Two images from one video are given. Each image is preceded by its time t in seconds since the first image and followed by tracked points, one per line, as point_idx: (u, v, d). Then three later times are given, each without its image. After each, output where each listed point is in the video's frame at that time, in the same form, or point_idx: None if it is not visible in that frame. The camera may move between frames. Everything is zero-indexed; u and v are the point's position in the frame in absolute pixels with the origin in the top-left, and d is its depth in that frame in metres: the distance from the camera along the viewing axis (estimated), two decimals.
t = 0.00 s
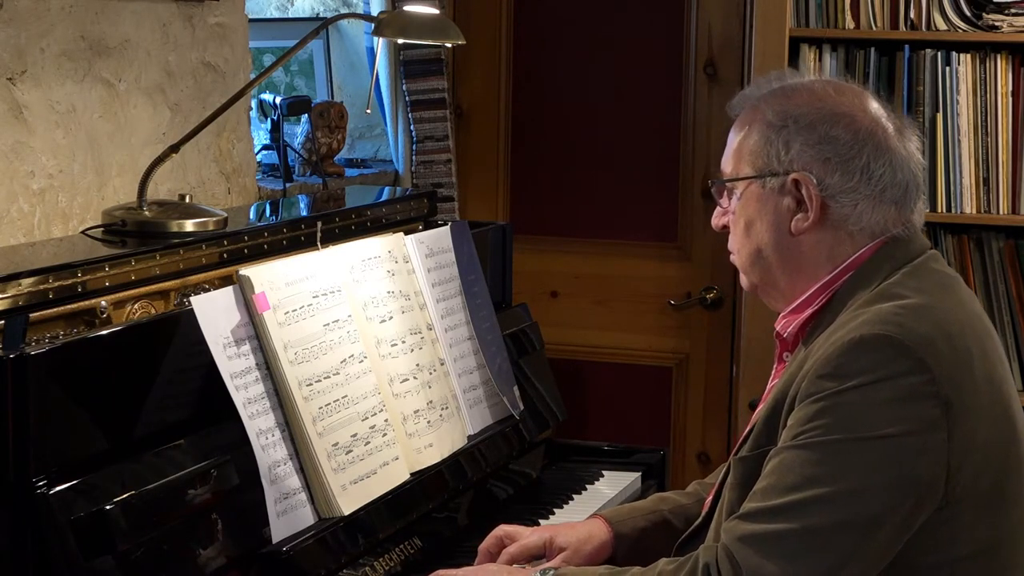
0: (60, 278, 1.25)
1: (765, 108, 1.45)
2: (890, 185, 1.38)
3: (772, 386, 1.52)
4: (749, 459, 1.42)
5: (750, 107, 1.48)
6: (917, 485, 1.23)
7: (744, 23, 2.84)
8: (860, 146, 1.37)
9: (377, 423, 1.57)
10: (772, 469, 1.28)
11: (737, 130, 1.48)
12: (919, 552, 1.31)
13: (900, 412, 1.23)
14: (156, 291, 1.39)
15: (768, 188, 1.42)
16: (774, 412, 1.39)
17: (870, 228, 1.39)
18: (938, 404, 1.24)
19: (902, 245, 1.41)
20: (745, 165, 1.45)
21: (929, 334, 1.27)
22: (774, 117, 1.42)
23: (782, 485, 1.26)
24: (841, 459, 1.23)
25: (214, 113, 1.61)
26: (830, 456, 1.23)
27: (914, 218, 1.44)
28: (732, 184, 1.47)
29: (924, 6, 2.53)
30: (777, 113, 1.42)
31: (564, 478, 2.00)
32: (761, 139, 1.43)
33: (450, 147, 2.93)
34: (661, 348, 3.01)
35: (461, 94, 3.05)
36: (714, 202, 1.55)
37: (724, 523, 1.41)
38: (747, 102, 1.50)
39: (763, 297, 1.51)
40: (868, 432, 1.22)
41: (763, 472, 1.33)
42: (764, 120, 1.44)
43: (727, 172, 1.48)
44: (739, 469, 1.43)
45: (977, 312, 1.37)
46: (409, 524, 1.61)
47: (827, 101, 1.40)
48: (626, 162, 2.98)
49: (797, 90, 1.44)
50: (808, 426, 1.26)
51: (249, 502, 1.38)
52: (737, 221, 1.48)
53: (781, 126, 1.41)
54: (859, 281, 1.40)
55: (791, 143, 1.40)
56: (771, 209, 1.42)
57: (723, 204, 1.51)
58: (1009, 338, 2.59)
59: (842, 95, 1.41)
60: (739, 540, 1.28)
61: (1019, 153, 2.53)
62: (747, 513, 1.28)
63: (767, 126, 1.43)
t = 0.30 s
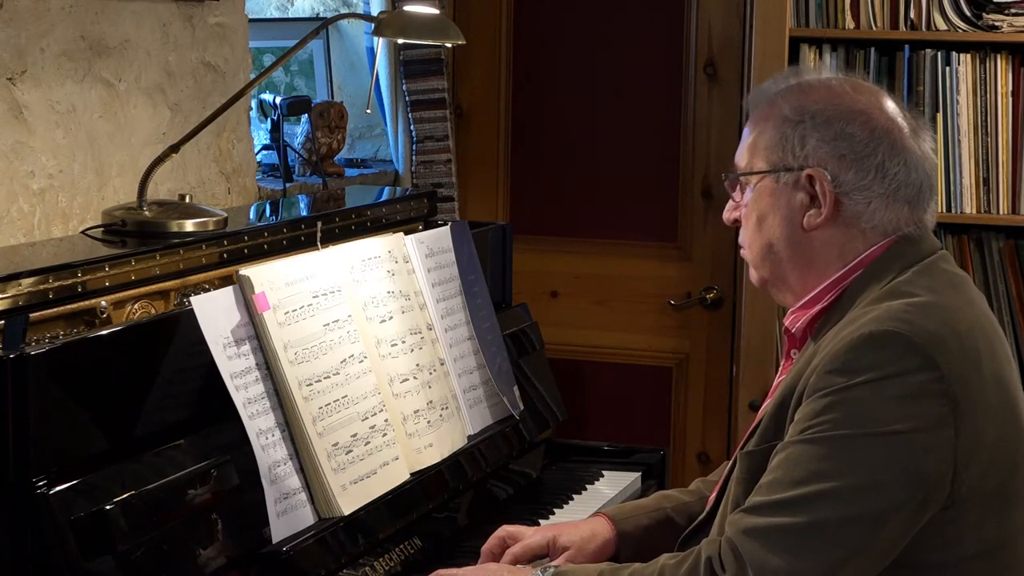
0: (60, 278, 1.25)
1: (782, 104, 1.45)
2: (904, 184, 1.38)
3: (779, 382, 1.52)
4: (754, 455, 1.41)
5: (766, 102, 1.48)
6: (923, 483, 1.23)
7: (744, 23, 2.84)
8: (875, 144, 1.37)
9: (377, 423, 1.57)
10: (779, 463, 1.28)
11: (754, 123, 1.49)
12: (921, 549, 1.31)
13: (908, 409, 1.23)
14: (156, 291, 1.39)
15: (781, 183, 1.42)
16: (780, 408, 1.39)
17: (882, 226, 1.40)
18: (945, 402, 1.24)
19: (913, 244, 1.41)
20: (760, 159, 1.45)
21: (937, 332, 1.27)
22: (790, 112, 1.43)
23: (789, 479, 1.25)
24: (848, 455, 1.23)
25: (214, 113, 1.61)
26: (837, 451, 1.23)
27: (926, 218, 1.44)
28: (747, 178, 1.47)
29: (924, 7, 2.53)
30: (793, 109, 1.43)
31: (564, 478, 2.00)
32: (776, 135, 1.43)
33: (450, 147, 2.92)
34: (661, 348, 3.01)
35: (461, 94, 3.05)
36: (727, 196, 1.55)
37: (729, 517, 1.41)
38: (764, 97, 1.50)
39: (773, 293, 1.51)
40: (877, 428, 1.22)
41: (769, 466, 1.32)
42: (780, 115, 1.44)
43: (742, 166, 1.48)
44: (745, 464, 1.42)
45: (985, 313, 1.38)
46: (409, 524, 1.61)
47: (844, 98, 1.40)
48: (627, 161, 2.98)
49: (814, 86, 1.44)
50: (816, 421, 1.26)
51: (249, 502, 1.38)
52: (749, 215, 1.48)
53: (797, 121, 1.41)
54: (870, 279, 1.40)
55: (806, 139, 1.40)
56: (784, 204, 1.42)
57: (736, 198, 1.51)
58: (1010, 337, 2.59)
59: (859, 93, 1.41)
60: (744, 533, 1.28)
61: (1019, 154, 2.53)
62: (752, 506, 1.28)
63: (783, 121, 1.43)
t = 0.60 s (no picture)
0: (60, 278, 1.25)
1: (802, 98, 1.45)
2: (921, 183, 1.38)
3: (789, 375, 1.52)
4: (763, 445, 1.42)
5: (786, 97, 1.48)
6: (929, 477, 1.24)
7: (744, 22, 2.84)
8: (895, 141, 1.37)
9: (377, 423, 1.57)
10: (787, 454, 1.28)
11: (774, 116, 1.48)
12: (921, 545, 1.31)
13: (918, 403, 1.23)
14: (156, 291, 1.39)
15: (799, 176, 1.42)
16: (790, 399, 1.40)
17: (898, 224, 1.40)
18: (955, 397, 1.25)
19: (926, 243, 1.41)
20: (778, 152, 1.45)
21: (949, 328, 1.28)
22: (811, 106, 1.42)
23: (798, 469, 1.26)
24: (857, 447, 1.23)
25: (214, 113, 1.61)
26: (847, 443, 1.24)
27: (940, 218, 1.44)
28: (765, 170, 1.46)
29: (924, 6, 2.53)
30: (813, 104, 1.42)
31: (564, 478, 2.00)
32: (796, 128, 1.43)
33: (450, 147, 2.92)
34: (661, 348, 3.01)
35: (460, 94, 3.05)
36: (742, 189, 1.55)
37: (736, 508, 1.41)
38: (784, 91, 1.50)
39: (784, 286, 1.51)
40: (886, 421, 1.23)
41: (777, 456, 1.33)
42: (800, 108, 1.44)
43: (759, 158, 1.48)
44: (753, 455, 1.43)
45: (997, 314, 1.38)
46: (409, 524, 1.61)
47: (865, 95, 1.40)
48: (628, 161, 2.97)
49: (836, 82, 1.43)
50: (826, 412, 1.26)
51: (249, 502, 1.38)
52: (764, 208, 1.48)
53: (817, 116, 1.41)
54: (883, 274, 1.40)
55: (826, 133, 1.40)
56: (801, 197, 1.42)
57: (752, 190, 1.51)
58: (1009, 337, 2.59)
59: (880, 90, 1.41)
60: (750, 522, 1.28)
61: (1019, 154, 2.53)
62: (760, 496, 1.28)
63: (803, 115, 1.43)
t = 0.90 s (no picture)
0: (60, 278, 1.25)
1: (833, 90, 1.45)
2: (944, 181, 1.38)
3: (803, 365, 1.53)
4: (775, 433, 1.42)
5: (817, 89, 1.48)
6: (939, 469, 1.24)
7: (744, 22, 2.84)
8: (922, 138, 1.37)
9: (377, 423, 1.57)
10: (798, 440, 1.30)
11: (804, 106, 1.49)
12: (925, 544, 1.31)
13: (930, 394, 1.24)
14: (156, 291, 1.39)
15: (825, 167, 1.43)
16: (802, 388, 1.40)
17: (918, 220, 1.40)
18: (967, 390, 1.25)
19: (945, 241, 1.42)
20: (805, 142, 1.46)
21: (964, 322, 1.28)
22: (841, 98, 1.43)
23: (809, 455, 1.27)
24: (867, 436, 1.24)
25: (214, 113, 1.61)
26: (858, 430, 1.25)
27: (960, 220, 1.44)
28: (790, 159, 1.48)
29: (924, 6, 2.53)
30: (844, 96, 1.43)
31: (565, 478, 2.00)
32: (825, 119, 1.44)
33: (450, 147, 2.92)
34: (661, 348, 3.01)
35: (460, 94, 3.05)
36: (767, 178, 1.56)
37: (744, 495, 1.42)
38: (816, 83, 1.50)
39: (801, 277, 1.53)
40: (897, 411, 1.24)
41: (787, 444, 1.34)
42: (830, 100, 1.44)
43: (787, 148, 1.49)
44: (763, 442, 1.43)
45: (1011, 313, 1.38)
46: (409, 524, 1.61)
47: (896, 90, 1.40)
48: (629, 161, 2.97)
49: (868, 76, 1.44)
50: (838, 401, 1.28)
51: (249, 502, 1.38)
52: (788, 197, 1.49)
53: (847, 108, 1.42)
54: (899, 270, 1.41)
55: (854, 126, 1.40)
56: (825, 188, 1.43)
57: (777, 180, 1.52)
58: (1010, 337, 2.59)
59: (911, 87, 1.41)
60: (757, 506, 1.30)
61: (1019, 154, 2.53)
62: (769, 481, 1.30)
63: (833, 107, 1.43)
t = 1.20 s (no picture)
0: (60, 278, 1.25)
1: (856, 86, 1.46)
2: (962, 182, 1.40)
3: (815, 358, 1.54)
4: (784, 426, 1.42)
5: (840, 84, 1.50)
6: (945, 465, 1.24)
7: (744, 22, 2.84)
8: (943, 137, 1.39)
9: (377, 423, 1.57)
10: (806, 432, 1.30)
11: (826, 100, 1.50)
12: (925, 542, 1.31)
13: (940, 390, 1.24)
14: (156, 291, 1.39)
15: (844, 161, 1.44)
16: (813, 382, 1.40)
17: (934, 219, 1.41)
18: (977, 387, 1.25)
19: (957, 241, 1.43)
20: (826, 136, 1.47)
21: (975, 320, 1.28)
22: (863, 95, 1.44)
23: (818, 447, 1.27)
24: (876, 428, 1.24)
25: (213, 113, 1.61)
26: (867, 422, 1.25)
27: (975, 222, 1.45)
28: (810, 153, 1.49)
29: (924, 6, 2.53)
30: (867, 92, 1.44)
31: (565, 478, 2.00)
32: (846, 114, 1.45)
33: (450, 147, 2.92)
34: (661, 348, 3.01)
35: (460, 94, 3.05)
36: (785, 172, 1.58)
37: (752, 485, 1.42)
38: (838, 79, 1.51)
39: (814, 271, 1.53)
40: (908, 406, 1.24)
41: (796, 436, 1.34)
42: (853, 95, 1.45)
43: (806, 142, 1.50)
44: (773, 435, 1.43)
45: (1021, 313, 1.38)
46: (409, 524, 1.61)
47: (919, 89, 1.42)
48: (630, 161, 2.97)
49: (891, 74, 1.45)
50: (846, 393, 1.28)
51: (249, 502, 1.38)
52: (806, 190, 1.50)
53: (869, 104, 1.43)
54: (913, 267, 1.42)
55: (875, 122, 1.42)
56: (843, 182, 1.44)
57: (795, 174, 1.54)
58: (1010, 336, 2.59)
59: (932, 88, 1.43)
60: (764, 496, 1.30)
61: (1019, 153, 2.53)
62: (777, 471, 1.30)
63: (855, 102, 1.45)
